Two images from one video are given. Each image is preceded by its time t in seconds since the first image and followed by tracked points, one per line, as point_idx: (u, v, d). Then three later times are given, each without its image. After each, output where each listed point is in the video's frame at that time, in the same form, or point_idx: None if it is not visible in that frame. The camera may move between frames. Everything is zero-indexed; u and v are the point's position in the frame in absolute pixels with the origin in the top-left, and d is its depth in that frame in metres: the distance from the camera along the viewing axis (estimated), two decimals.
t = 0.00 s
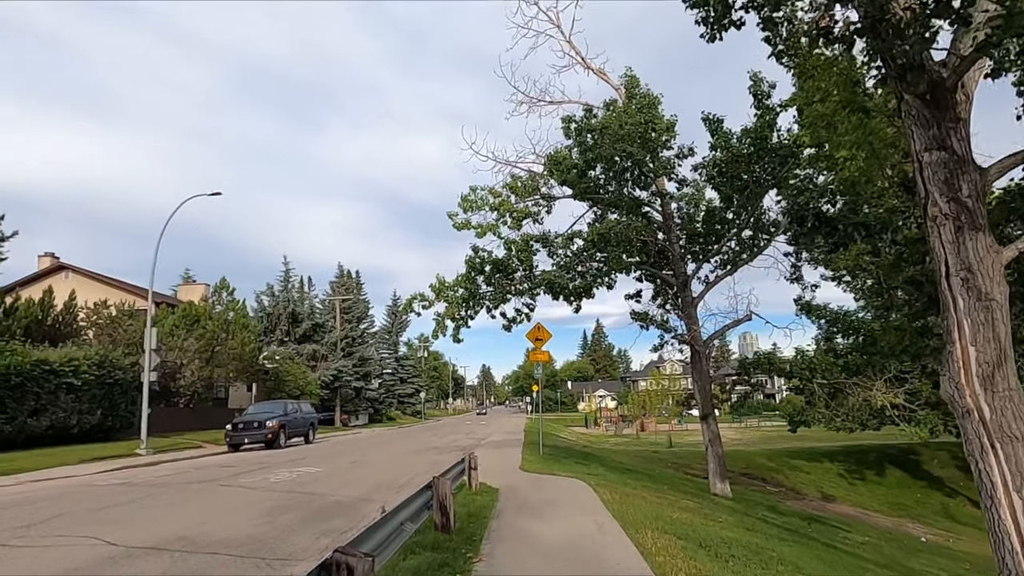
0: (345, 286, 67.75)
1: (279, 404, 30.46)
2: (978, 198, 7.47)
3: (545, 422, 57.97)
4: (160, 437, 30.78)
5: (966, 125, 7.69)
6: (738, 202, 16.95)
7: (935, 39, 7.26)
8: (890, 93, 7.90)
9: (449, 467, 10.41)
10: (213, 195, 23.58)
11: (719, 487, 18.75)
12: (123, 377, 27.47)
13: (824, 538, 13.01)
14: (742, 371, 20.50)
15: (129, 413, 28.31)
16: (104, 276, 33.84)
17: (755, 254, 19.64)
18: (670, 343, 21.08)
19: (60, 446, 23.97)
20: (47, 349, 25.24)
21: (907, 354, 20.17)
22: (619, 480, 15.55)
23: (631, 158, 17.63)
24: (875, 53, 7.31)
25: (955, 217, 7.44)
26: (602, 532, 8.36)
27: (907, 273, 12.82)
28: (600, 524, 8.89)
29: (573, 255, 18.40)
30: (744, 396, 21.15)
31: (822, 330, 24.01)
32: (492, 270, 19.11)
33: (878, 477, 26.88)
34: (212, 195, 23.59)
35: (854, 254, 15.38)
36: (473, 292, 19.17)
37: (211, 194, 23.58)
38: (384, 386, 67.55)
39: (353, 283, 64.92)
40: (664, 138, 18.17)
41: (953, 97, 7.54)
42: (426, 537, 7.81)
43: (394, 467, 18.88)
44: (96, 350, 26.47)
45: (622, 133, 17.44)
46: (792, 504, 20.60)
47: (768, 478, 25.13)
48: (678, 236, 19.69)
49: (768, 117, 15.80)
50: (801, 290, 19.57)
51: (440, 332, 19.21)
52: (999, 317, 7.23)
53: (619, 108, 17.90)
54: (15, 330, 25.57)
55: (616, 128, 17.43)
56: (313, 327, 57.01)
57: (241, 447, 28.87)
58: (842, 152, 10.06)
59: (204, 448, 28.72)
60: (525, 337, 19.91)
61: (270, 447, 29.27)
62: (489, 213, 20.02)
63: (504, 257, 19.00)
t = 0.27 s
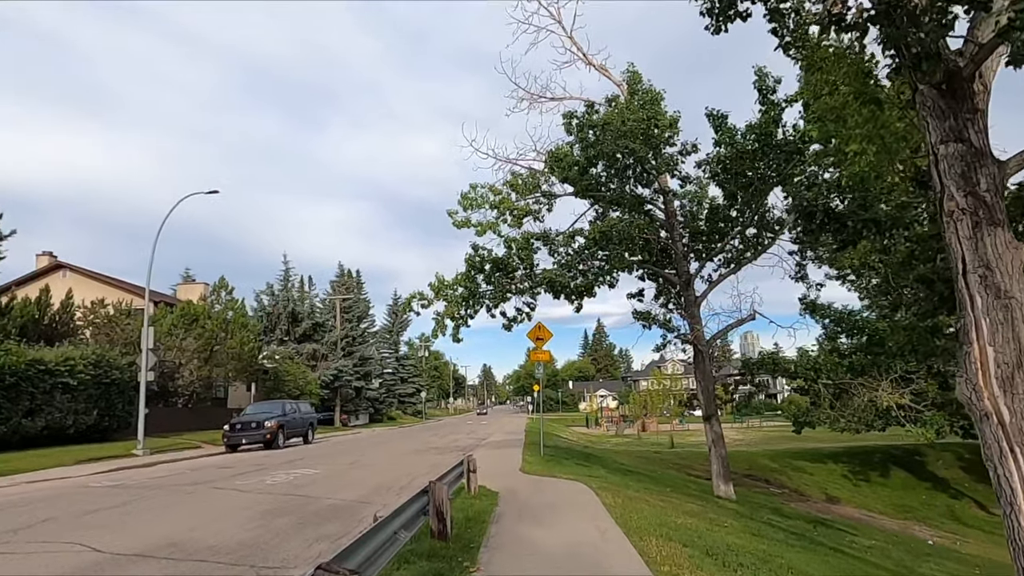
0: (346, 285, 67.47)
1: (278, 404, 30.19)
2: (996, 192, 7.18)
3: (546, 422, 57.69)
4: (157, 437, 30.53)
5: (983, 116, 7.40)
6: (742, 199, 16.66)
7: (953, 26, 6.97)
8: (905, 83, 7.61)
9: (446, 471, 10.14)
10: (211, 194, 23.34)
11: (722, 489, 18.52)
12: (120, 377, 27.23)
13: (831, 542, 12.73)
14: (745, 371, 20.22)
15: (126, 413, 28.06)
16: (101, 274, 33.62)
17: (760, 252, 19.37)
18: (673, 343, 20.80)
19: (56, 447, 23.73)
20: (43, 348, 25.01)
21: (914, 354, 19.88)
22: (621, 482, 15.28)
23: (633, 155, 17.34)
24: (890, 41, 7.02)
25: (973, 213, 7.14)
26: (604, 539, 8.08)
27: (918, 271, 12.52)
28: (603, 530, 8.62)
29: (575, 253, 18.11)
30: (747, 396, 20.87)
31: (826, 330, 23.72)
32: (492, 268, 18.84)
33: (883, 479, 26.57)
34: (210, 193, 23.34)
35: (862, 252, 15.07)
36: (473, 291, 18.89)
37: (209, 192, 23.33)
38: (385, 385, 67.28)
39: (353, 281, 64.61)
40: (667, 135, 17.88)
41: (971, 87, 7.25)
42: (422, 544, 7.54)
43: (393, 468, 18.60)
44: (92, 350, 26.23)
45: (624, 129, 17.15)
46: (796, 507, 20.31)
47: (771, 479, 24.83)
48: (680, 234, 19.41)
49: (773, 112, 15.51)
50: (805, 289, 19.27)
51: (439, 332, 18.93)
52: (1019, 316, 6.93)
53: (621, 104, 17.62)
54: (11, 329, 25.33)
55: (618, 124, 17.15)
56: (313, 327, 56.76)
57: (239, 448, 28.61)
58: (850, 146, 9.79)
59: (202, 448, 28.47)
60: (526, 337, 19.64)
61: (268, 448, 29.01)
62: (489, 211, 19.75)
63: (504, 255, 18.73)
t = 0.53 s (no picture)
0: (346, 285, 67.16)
1: (276, 404, 29.90)
2: (1017, 182, 6.87)
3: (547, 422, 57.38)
4: (155, 437, 30.26)
5: (1004, 104, 7.10)
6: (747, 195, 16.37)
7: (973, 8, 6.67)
8: (921, 69, 7.31)
9: (444, 473, 9.86)
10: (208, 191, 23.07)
11: (726, 491, 18.27)
12: (117, 376, 26.94)
13: (839, 545, 12.43)
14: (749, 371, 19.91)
15: (123, 413, 27.78)
16: (99, 273, 33.35)
17: (764, 250, 19.09)
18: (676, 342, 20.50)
19: (51, 447, 23.47)
20: (39, 347, 24.76)
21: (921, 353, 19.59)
22: (623, 484, 14.99)
23: (635, 150, 17.05)
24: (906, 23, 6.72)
25: (993, 204, 6.84)
26: (608, 543, 7.79)
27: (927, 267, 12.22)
28: (606, 534, 8.32)
29: (576, 251, 17.82)
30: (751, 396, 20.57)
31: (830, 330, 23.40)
32: (492, 266, 18.56)
33: (888, 480, 26.26)
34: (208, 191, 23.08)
35: (869, 249, 14.77)
36: (473, 289, 18.60)
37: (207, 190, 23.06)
38: (385, 386, 66.99)
39: (353, 281, 64.31)
40: (670, 131, 17.59)
41: (991, 72, 6.95)
42: (419, 549, 7.25)
43: (392, 469, 18.31)
44: (89, 349, 25.97)
45: (626, 124, 16.86)
46: (801, 509, 20.00)
47: (775, 480, 24.52)
48: (683, 232, 19.13)
49: (779, 107, 15.21)
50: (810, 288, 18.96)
51: (439, 330, 18.64)
52: None
53: (623, 99, 17.34)
54: (6, 328, 25.07)
55: (621, 119, 16.86)
56: (313, 327, 56.47)
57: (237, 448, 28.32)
58: (861, 137, 9.50)
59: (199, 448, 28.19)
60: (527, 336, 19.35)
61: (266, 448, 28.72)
62: (489, 208, 19.47)
63: (505, 253, 18.44)
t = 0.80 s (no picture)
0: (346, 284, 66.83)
1: (274, 404, 29.62)
2: None
3: (547, 422, 57.15)
4: (153, 437, 30.00)
5: None
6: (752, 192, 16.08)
7: None
8: (942, 55, 6.99)
9: (443, 476, 9.56)
10: (206, 189, 22.81)
11: (731, 493, 18.01)
12: (114, 376, 26.65)
13: (849, 550, 12.15)
14: (754, 371, 19.63)
15: (121, 413, 27.49)
16: (96, 272, 33.09)
17: (768, 248, 18.81)
18: (679, 341, 20.20)
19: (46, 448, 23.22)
20: (35, 347, 24.52)
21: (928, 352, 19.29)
22: (627, 486, 14.71)
23: (638, 146, 16.75)
24: (925, 8, 6.42)
25: (1017, 197, 6.53)
26: (613, 550, 7.52)
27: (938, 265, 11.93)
28: (610, 541, 8.02)
29: (578, 248, 17.52)
30: (755, 396, 20.27)
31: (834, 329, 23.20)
32: (492, 264, 18.28)
33: (893, 481, 25.96)
34: (205, 188, 22.82)
35: (878, 246, 14.47)
36: (473, 287, 18.32)
37: (205, 188, 22.83)
38: (385, 385, 66.70)
39: (354, 280, 64.00)
40: (673, 126, 17.30)
41: (1015, 58, 6.64)
42: (417, 557, 6.96)
43: (391, 471, 18.04)
44: (85, 348, 25.71)
45: (629, 120, 16.56)
46: (807, 510, 19.71)
47: (779, 481, 24.22)
48: (686, 230, 18.84)
49: (785, 101, 14.90)
50: (816, 286, 18.66)
51: (438, 329, 18.36)
52: None
53: (626, 94, 17.05)
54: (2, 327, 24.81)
55: (623, 114, 16.56)
56: (313, 326, 56.20)
57: (235, 448, 28.04)
58: (873, 130, 9.21)
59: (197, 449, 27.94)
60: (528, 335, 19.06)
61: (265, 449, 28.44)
62: (489, 205, 19.19)
63: (505, 250, 18.15)
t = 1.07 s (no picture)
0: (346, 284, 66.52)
1: (272, 403, 29.35)
2: None
3: (548, 423, 56.81)
4: (150, 437, 29.75)
5: None
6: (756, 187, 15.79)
7: None
8: (959, 37, 6.69)
9: (440, 477, 9.28)
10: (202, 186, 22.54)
11: (734, 494, 17.74)
12: (110, 375, 26.39)
13: (857, 553, 11.86)
14: (758, 370, 19.34)
15: (117, 413, 27.20)
16: (93, 271, 32.83)
17: (772, 245, 18.54)
18: (681, 340, 19.92)
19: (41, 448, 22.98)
20: (30, 346, 24.31)
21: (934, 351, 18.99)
22: (628, 487, 14.41)
23: (641, 141, 16.47)
24: None
25: None
26: (615, 553, 7.24)
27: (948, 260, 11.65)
28: (613, 544, 7.72)
29: (579, 245, 17.24)
30: (759, 396, 19.98)
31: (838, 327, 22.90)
32: (492, 261, 18.01)
33: (898, 482, 25.64)
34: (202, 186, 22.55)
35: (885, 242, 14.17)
36: (472, 285, 18.05)
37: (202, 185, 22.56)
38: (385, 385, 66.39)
39: (354, 280, 63.70)
40: (676, 121, 17.01)
41: None
42: (410, 561, 6.69)
43: (389, 471, 17.75)
44: (81, 347, 25.48)
45: (631, 114, 16.26)
46: (811, 512, 19.42)
47: (782, 482, 23.91)
48: (689, 226, 18.55)
49: (790, 95, 14.63)
50: (821, 284, 18.35)
51: (436, 327, 18.09)
52: None
53: (627, 88, 16.78)
54: None
55: (625, 108, 16.27)
56: (312, 326, 55.92)
57: (232, 449, 27.76)
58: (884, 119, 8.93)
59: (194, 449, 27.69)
60: (528, 333, 18.78)
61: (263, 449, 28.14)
62: (489, 202, 18.92)
63: (505, 248, 17.88)
